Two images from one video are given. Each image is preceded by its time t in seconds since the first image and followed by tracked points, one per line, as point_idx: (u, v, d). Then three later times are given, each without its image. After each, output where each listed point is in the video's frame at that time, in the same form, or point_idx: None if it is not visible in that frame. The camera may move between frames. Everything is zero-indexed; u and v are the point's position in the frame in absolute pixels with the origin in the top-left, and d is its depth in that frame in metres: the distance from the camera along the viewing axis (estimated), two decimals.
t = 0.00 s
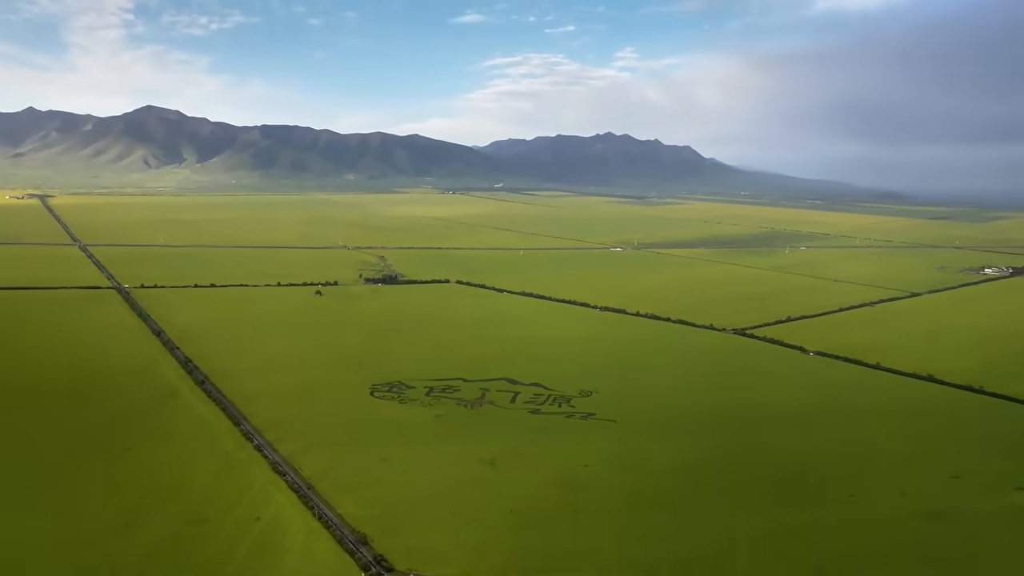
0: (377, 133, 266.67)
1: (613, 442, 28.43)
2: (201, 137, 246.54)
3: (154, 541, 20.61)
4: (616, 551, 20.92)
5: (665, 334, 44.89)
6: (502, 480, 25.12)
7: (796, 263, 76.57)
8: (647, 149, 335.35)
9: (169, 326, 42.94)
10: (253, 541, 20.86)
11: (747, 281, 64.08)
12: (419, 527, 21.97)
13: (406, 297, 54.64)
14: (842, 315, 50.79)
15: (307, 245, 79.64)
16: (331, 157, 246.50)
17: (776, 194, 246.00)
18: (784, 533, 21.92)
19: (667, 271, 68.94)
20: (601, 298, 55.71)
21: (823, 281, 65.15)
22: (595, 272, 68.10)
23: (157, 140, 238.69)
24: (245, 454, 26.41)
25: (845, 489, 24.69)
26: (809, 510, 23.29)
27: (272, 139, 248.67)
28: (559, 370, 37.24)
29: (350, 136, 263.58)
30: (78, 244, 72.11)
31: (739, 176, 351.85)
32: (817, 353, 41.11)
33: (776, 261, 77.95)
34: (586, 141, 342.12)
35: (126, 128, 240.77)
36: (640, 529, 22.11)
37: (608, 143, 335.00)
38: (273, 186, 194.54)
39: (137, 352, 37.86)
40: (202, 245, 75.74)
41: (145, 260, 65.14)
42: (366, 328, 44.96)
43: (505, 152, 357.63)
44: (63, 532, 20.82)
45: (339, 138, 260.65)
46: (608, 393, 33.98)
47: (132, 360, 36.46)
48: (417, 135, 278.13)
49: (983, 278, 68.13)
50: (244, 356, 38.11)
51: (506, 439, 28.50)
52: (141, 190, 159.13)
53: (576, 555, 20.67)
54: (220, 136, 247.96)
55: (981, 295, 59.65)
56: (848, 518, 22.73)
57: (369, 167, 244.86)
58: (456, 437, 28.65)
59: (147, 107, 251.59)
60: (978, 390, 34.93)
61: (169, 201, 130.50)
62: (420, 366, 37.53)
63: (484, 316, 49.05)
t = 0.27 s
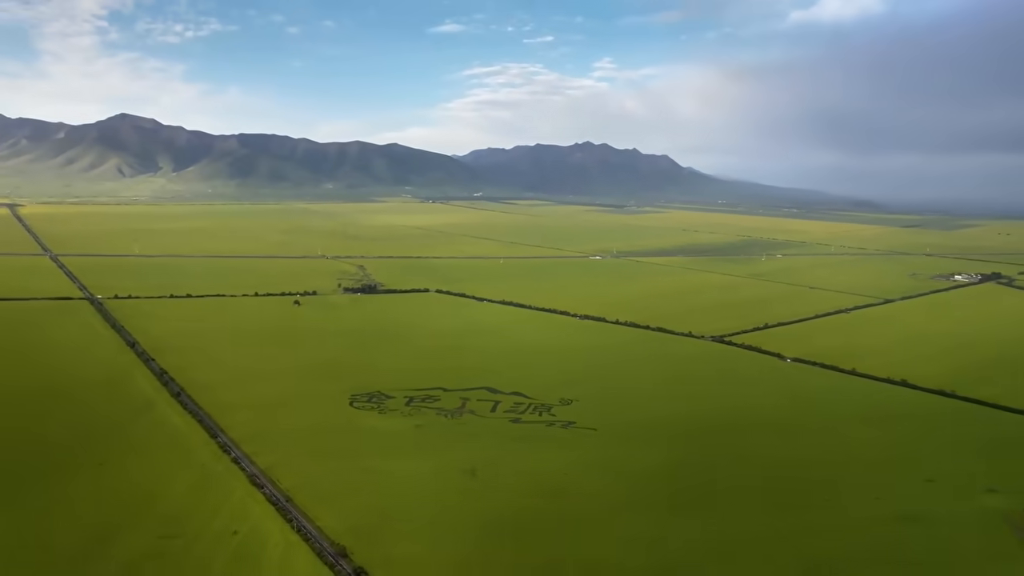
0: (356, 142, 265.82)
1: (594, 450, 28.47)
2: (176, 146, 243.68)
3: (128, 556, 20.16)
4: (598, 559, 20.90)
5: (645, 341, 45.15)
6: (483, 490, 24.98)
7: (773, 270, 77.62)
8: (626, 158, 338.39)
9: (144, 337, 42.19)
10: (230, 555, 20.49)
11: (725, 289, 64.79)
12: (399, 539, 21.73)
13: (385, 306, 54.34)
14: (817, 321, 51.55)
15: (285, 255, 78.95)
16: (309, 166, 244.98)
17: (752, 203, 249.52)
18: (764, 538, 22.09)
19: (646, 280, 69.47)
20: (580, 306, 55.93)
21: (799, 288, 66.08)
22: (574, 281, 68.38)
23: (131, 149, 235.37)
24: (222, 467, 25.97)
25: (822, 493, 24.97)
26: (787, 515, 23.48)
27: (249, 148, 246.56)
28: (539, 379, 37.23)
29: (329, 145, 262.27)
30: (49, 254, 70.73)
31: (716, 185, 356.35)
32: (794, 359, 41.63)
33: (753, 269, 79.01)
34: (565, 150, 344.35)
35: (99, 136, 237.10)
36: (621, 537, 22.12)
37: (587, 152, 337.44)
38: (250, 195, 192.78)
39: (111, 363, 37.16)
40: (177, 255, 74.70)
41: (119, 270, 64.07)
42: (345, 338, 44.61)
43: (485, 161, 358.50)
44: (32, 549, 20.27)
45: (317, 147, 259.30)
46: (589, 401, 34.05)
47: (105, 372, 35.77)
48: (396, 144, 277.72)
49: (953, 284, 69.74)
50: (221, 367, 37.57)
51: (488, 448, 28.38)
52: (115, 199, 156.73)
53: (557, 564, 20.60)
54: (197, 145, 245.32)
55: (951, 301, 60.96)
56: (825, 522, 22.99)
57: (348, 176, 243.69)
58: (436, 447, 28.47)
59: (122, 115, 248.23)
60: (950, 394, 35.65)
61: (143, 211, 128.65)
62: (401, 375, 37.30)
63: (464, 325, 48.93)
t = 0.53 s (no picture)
0: (335, 151, 264.61)
1: (575, 458, 28.48)
2: (151, 154, 240.49)
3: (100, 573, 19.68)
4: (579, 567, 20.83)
5: (625, 350, 45.34)
6: (464, 500, 24.79)
7: (750, 278, 78.55)
8: (604, 167, 340.99)
9: (117, 348, 41.38)
10: (206, 569, 20.08)
11: (703, 297, 65.42)
12: (379, 550, 21.46)
13: (364, 316, 53.97)
14: (794, 328, 52.20)
15: (263, 264, 78.14)
16: (287, 175, 243.17)
17: (729, 211, 252.80)
18: (743, 544, 22.20)
19: (625, 288, 69.87)
20: (560, 315, 56.05)
21: (775, 295, 66.95)
22: (554, 289, 68.53)
23: (104, 157, 231.72)
24: (198, 479, 25.48)
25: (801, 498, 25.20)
26: (766, 520, 23.64)
27: (226, 156, 244.12)
28: (520, 388, 37.16)
29: (307, 154, 260.65)
30: (19, 264, 69.26)
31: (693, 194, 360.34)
32: (771, 366, 42.07)
33: (730, 276, 79.98)
34: (544, 159, 346.06)
35: (71, 144, 233.12)
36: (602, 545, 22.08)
37: (566, 161, 339.47)
38: (226, 204, 190.62)
39: (83, 375, 36.39)
40: (152, 265, 73.57)
41: (92, 280, 62.91)
42: (323, 348, 44.17)
43: (464, 170, 358.86)
44: None
45: (295, 156, 257.61)
46: (569, 409, 34.06)
47: (77, 385, 34.99)
48: (375, 153, 276.93)
49: (925, 291, 71.18)
50: (197, 378, 36.95)
51: (469, 458, 28.22)
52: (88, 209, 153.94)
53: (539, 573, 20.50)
54: (172, 153, 242.34)
55: (923, 308, 62.15)
56: (804, 527, 23.19)
57: (326, 185, 242.22)
58: (416, 457, 28.24)
59: (95, 123, 244.54)
60: (923, 399, 36.27)
61: (117, 220, 126.64)
62: (381, 385, 36.99)
63: (444, 334, 48.73)
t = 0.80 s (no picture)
0: (313, 159, 262.97)
1: (555, 466, 28.46)
2: (125, 162, 236.90)
3: None
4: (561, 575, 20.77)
5: (604, 357, 45.52)
6: (445, 510, 24.63)
7: (727, 285, 79.44)
8: (583, 176, 343.15)
9: (89, 359, 40.49)
10: None
11: (681, 304, 65.95)
12: (359, 562, 21.22)
13: (342, 324, 53.52)
14: (770, 335, 52.86)
15: (239, 273, 77.26)
16: (264, 183, 240.98)
17: (705, 219, 255.81)
18: (725, 549, 22.33)
19: (603, 295, 70.21)
20: (539, 322, 56.11)
21: (751, 302, 67.77)
22: (533, 297, 68.62)
23: (76, 164, 227.66)
24: (172, 492, 24.97)
25: (780, 503, 25.43)
26: (746, 525, 23.81)
27: (201, 164, 241.27)
28: (500, 396, 37.07)
29: (284, 162, 258.56)
30: None
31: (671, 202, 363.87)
32: (749, 372, 42.53)
33: (707, 284, 80.73)
34: (523, 168, 347.33)
35: (42, 151, 228.76)
36: (583, 553, 22.04)
37: (545, 169, 341.02)
38: (202, 212, 188.20)
39: (53, 387, 35.53)
40: (125, 274, 72.30)
41: (63, 289, 61.66)
42: (301, 357, 43.68)
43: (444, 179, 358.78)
44: None
45: (272, 164, 255.49)
46: (549, 417, 34.06)
47: (47, 397, 34.12)
48: (353, 161, 275.61)
49: (896, 297, 72.57)
50: (171, 388, 36.29)
51: (449, 467, 28.07)
52: (59, 217, 150.99)
53: None
54: (146, 161, 238.90)
55: (895, 314, 63.37)
56: (784, 532, 23.40)
57: (304, 193, 240.46)
58: (395, 466, 28.00)
59: (67, 130, 240.31)
60: (896, 403, 36.94)
61: (89, 228, 124.42)
62: (360, 394, 36.69)
63: (423, 343, 48.49)
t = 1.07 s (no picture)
0: (290, 164, 260.74)
1: (536, 471, 28.45)
2: (97, 166, 232.65)
3: None
4: None
5: (584, 362, 45.65)
6: (425, 516, 24.47)
7: (705, 290, 80.21)
8: (562, 181, 344.70)
9: (59, 368, 39.59)
10: None
11: (660, 308, 66.47)
12: (339, 570, 21.00)
13: (321, 330, 53.04)
14: (748, 339, 53.43)
15: (215, 279, 76.22)
16: (241, 188, 238.29)
17: (683, 224, 258.37)
18: (704, 551, 22.47)
19: (583, 300, 70.49)
20: (520, 328, 56.15)
21: (729, 306, 68.50)
22: (513, 302, 68.69)
23: (46, 169, 223.11)
24: (147, 502, 24.49)
25: (759, 505, 25.69)
26: (726, 527, 24.01)
27: (176, 169, 237.85)
28: (480, 401, 37.00)
29: (261, 167, 255.86)
30: None
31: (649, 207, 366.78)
32: (727, 376, 42.94)
33: (685, 288, 81.47)
34: (503, 173, 347.86)
35: (11, 155, 223.81)
36: (565, 557, 22.05)
37: (524, 175, 341.96)
38: (177, 218, 185.37)
39: (22, 396, 34.68)
40: (97, 280, 70.91)
41: (32, 296, 60.28)
42: (279, 364, 43.20)
43: (423, 184, 357.95)
44: None
45: (249, 169, 252.78)
46: (530, 422, 34.06)
47: (15, 406, 33.27)
48: (332, 166, 273.68)
49: (870, 301, 73.80)
50: (145, 397, 35.63)
51: (429, 474, 27.91)
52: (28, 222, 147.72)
53: None
54: (119, 166, 234.89)
55: (869, 317, 64.46)
56: (763, 533, 23.62)
57: (282, 198, 238.17)
58: (375, 473, 27.78)
59: (37, 134, 235.53)
60: (870, 405, 37.55)
61: (60, 234, 121.82)
62: (339, 401, 36.37)
63: (403, 349, 48.26)
